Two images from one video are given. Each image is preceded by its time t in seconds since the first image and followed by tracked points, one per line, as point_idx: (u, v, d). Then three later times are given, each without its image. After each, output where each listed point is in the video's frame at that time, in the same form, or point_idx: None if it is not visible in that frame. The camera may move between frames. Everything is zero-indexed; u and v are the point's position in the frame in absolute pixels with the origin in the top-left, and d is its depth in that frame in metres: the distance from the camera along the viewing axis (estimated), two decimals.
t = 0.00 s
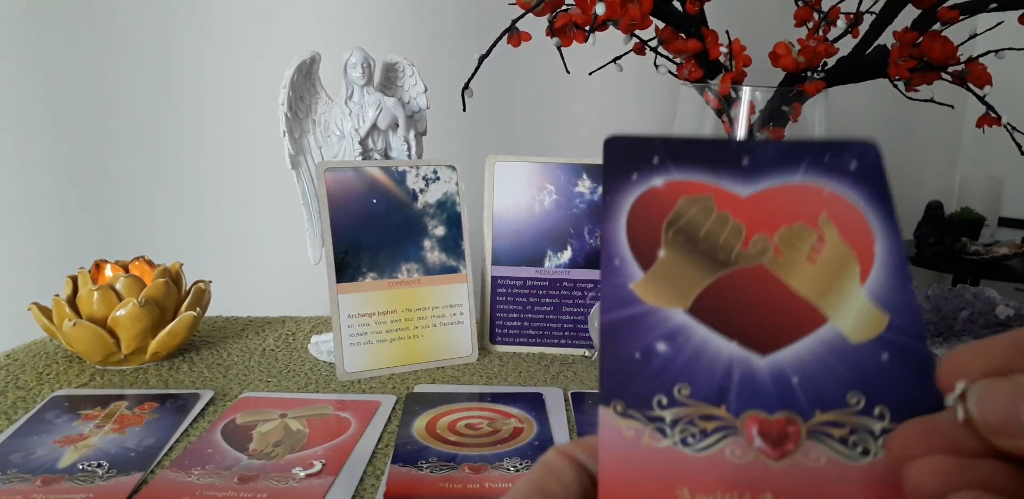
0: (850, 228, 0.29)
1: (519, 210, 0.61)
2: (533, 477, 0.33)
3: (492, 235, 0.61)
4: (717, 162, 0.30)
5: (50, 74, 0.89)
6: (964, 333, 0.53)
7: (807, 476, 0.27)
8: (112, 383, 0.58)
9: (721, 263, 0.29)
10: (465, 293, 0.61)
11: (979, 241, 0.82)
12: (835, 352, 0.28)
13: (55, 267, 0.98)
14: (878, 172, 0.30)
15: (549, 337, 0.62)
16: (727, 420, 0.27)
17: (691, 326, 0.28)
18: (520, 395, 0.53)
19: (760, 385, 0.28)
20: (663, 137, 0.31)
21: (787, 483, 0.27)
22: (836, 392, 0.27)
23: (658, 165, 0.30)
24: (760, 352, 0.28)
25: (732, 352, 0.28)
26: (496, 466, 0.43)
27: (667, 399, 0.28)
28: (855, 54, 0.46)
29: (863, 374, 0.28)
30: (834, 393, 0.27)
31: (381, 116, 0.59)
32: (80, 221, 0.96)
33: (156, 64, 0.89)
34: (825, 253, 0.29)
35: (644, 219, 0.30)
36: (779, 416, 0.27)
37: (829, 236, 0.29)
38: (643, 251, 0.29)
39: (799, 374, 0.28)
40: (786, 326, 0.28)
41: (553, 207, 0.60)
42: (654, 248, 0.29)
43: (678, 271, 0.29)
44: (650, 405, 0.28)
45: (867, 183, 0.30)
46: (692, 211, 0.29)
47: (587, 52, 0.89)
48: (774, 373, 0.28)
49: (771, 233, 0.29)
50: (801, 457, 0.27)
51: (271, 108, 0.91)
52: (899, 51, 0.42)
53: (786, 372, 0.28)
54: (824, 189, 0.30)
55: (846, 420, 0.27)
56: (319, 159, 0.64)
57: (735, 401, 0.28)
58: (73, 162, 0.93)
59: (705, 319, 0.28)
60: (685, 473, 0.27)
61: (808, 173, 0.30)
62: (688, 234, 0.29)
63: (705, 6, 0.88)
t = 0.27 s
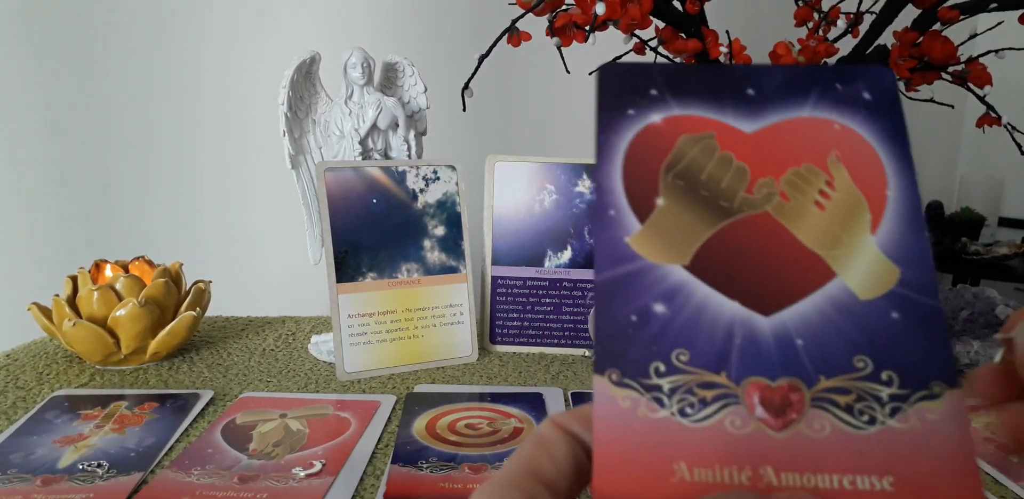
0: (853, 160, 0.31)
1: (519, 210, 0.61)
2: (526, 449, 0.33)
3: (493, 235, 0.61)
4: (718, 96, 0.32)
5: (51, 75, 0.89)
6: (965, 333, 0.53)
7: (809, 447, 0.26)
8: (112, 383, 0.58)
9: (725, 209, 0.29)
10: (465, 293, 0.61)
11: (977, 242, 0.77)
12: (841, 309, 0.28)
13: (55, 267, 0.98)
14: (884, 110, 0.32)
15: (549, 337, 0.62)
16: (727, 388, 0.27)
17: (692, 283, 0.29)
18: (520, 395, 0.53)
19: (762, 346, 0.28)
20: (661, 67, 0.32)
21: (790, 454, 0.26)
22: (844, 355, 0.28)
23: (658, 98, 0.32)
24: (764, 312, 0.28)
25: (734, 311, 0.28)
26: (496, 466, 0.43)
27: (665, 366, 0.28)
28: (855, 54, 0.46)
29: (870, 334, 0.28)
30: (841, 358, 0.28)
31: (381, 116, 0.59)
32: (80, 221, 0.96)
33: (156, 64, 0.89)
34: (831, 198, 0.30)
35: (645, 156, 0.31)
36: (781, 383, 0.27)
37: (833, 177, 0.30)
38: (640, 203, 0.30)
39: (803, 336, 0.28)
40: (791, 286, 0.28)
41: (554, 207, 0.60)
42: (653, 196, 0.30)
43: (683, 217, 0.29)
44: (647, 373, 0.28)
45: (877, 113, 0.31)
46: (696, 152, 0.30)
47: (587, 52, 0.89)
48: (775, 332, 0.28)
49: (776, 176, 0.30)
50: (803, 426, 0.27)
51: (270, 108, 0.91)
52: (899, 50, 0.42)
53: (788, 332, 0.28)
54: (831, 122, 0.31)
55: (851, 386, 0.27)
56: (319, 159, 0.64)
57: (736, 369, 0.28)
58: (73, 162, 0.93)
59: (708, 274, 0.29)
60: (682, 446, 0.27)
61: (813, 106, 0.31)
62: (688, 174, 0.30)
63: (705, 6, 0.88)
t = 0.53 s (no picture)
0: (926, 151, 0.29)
1: (519, 210, 0.61)
2: (559, 441, 0.32)
3: (493, 235, 0.61)
4: (789, 73, 0.30)
5: (49, 75, 0.89)
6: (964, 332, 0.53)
7: (849, 460, 0.27)
8: (112, 383, 0.58)
9: (785, 201, 0.29)
10: (465, 293, 0.61)
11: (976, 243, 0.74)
12: (897, 313, 0.28)
13: (55, 267, 0.98)
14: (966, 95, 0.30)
15: (549, 337, 0.62)
16: (773, 395, 0.28)
17: (744, 278, 0.29)
18: (520, 395, 0.53)
19: (811, 350, 0.28)
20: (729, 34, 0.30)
21: (830, 465, 0.27)
22: (894, 367, 0.28)
23: (723, 70, 0.30)
24: (815, 314, 0.28)
25: (786, 312, 0.28)
26: (496, 466, 0.43)
27: (709, 367, 0.28)
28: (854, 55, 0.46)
29: (925, 343, 0.28)
30: (893, 369, 0.28)
31: (381, 116, 0.59)
32: (79, 221, 0.96)
33: (155, 65, 0.89)
34: (899, 194, 0.29)
35: (706, 134, 0.29)
36: (829, 392, 0.28)
37: (903, 172, 0.29)
38: (696, 188, 0.29)
39: (855, 343, 0.28)
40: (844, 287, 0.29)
41: (553, 207, 0.60)
42: (710, 181, 0.29)
43: (742, 207, 0.29)
44: (690, 374, 0.28)
45: (957, 103, 0.30)
46: (763, 138, 0.29)
47: (587, 52, 0.89)
48: (828, 335, 0.28)
49: (842, 168, 0.29)
50: (847, 439, 0.27)
51: (269, 108, 0.91)
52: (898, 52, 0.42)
53: (840, 334, 0.28)
54: (906, 110, 0.30)
55: (902, 400, 0.28)
56: (319, 159, 0.64)
57: (782, 375, 0.28)
58: (72, 162, 0.93)
59: (761, 266, 0.29)
60: (720, 450, 0.27)
61: (888, 90, 0.30)
62: (750, 160, 0.29)
63: (704, 7, 0.88)
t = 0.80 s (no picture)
0: (943, 157, 0.26)
1: (519, 210, 0.61)
2: (562, 440, 0.32)
3: (493, 235, 0.61)
4: (796, 78, 0.26)
5: (50, 75, 0.89)
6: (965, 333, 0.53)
7: (852, 474, 0.26)
8: (112, 383, 0.58)
9: (791, 214, 0.26)
10: (465, 293, 0.61)
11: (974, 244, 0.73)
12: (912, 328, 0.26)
13: (55, 266, 0.98)
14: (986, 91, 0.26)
15: (549, 337, 0.62)
16: (772, 408, 0.26)
17: (743, 293, 0.27)
18: (520, 395, 0.53)
19: (814, 365, 0.26)
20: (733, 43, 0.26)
21: (832, 480, 0.26)
22: (903, 380, 0.26)
23: (728, 82, 0.27)
24: (818, 326, 0.26)
25: (786, 324, 0.27)
26: (496, 466, 0.43)
27: (707, 381, 0.26)
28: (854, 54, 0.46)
29: (938, 357, 0.26)
30: (902, 381, 0.26)
31: (381, 116, 0.59)
32: (80, 220, 0.96)
33: (156, 65, 0.89)
34: (914, 200, 0.26)
35: (707, 148, 0.27)
36: (831, 404, 0.26)
37: (915, 174, 0.26)
38: (697, 200, 0.27)
39: (860, 354, 0.26)
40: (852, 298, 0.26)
41: (553, 207, 0.60)
42: (713, 195, 0.27)
43: (740, 222, 0.27)
44: (688, 388, 0.26)
45: (974, 101, 0.26)
46: (764, 146, 0.26)
47: (587, 52, 0.89)
48: (831, 350, 0.26)
49: (854, 174, 0.26)
50: (849, 452, 0.26)
51: (269, 108, 0.91)
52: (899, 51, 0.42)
53: (846, 350, 0.26)
54: (919, 111, 0.26)
55: (909, 411, 0.26)
56: (319, 159, 0.64)
57: (783, 388, 0.26)
58: (73, 163, 0.93)
59: (761, 283, 0.27)
60: (714, 466, 0.26)
61: (902, 90, 0.26)
62: (753, 170, 0.26)
63: (704, 7, 0.88)
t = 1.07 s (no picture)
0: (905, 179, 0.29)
1: (519, 210, 0.61)
2: (504, 451, 0.31)
3: (493, 235, 0.61)
4: (763, 97, 0.31)
5: (51, 74, 0.89)
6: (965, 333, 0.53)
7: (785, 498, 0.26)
8: (112, 383, 0.58)
9: (738, 235, 0.29)
10: (465, 293, 0.61)
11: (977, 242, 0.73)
12: (838, 356, 0.28)
13: (55, 267, 0.98)
14: (962, 109, 0.29)
15: (549, 337, 0.62)
16: (688, 434, 0.28)
17: (677, 316, 0.30)
18: (520, 395, 0.53)
19: (738, 390, 0.29)
20: (704, 64, 0.32)
21: None
22: (829, 414, 0.28)
23: (693, 101, 0.32)
24: (748, 354, 0.29)
25: (717, 351, 0.29)
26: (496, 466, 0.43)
27: (630, 403, 0.29)
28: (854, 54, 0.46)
29: (865, 391, 0.28)
30: (824, 415, 0.28)
31: (381, 116, 0.59)
32: (80, 220, 0.96)
33: (156, 64, 0.89)
34: (867, 222, 0.29)
35: (666, 168, 0.31)
36: (748, 435, 0.28)
37: (873, 198, 0.29)
38: (646, 218, 0.31)
39: (786, 386, 0.28)
40: (780, 324, 0.28)
41: (553, 207, 0.61)
42: (661, 215, 0.30)
43: (687, 238, 0.30)
44: (610, 408, 0.29)
45: (947, 119, 0.29)
46: (721, 165, 0.30)
47: (587, 52, 0.89)
48: (758, 376, 0.28)
49: (805, 197, 0.29)
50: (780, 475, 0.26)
51: (270, 108, 0.91)
52: (899, 51, 0.42)
53: (772, 377, 0.28)
54: (888, 130, 0.29)
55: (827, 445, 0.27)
56: (320, 159, 0.65)
57: (702, 415, 0.29)
58: (74, 163, 0.93)
59: (697, 304, 0.29)
60: (630, 486, 0.28)
61: (869, 111, 0.30)
62: (704, 191, 0.30)
63: (704, 7, 0.88)
